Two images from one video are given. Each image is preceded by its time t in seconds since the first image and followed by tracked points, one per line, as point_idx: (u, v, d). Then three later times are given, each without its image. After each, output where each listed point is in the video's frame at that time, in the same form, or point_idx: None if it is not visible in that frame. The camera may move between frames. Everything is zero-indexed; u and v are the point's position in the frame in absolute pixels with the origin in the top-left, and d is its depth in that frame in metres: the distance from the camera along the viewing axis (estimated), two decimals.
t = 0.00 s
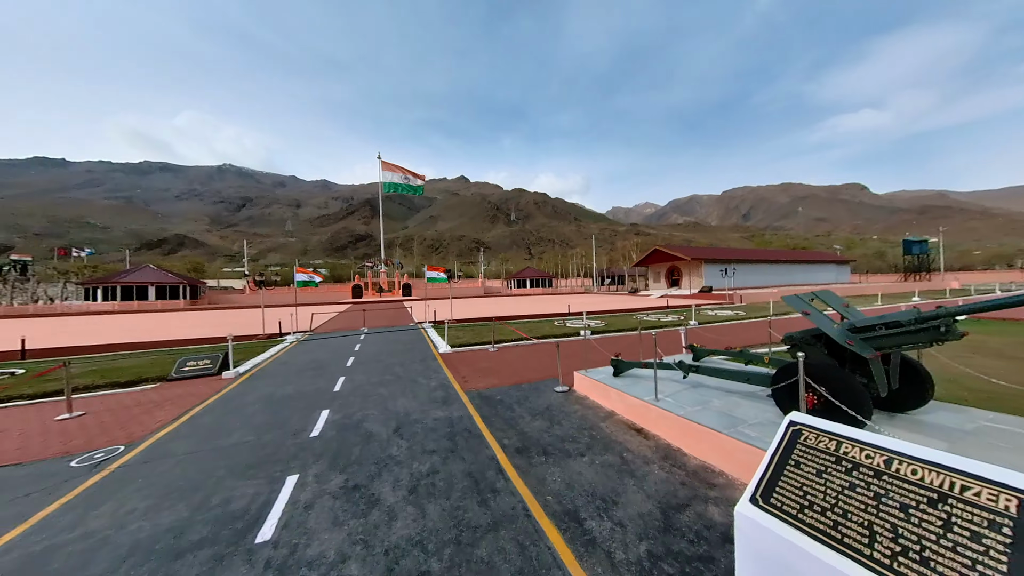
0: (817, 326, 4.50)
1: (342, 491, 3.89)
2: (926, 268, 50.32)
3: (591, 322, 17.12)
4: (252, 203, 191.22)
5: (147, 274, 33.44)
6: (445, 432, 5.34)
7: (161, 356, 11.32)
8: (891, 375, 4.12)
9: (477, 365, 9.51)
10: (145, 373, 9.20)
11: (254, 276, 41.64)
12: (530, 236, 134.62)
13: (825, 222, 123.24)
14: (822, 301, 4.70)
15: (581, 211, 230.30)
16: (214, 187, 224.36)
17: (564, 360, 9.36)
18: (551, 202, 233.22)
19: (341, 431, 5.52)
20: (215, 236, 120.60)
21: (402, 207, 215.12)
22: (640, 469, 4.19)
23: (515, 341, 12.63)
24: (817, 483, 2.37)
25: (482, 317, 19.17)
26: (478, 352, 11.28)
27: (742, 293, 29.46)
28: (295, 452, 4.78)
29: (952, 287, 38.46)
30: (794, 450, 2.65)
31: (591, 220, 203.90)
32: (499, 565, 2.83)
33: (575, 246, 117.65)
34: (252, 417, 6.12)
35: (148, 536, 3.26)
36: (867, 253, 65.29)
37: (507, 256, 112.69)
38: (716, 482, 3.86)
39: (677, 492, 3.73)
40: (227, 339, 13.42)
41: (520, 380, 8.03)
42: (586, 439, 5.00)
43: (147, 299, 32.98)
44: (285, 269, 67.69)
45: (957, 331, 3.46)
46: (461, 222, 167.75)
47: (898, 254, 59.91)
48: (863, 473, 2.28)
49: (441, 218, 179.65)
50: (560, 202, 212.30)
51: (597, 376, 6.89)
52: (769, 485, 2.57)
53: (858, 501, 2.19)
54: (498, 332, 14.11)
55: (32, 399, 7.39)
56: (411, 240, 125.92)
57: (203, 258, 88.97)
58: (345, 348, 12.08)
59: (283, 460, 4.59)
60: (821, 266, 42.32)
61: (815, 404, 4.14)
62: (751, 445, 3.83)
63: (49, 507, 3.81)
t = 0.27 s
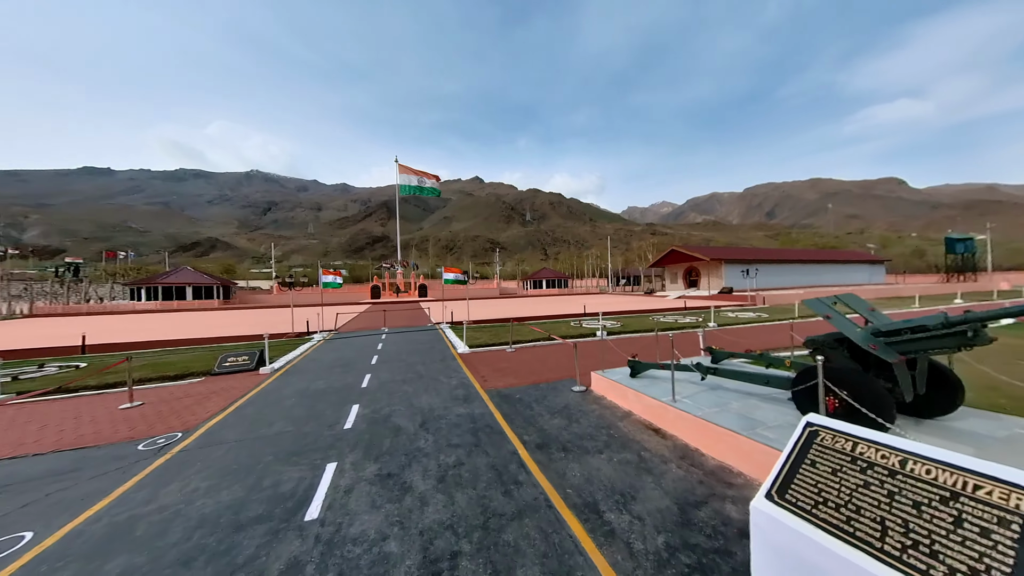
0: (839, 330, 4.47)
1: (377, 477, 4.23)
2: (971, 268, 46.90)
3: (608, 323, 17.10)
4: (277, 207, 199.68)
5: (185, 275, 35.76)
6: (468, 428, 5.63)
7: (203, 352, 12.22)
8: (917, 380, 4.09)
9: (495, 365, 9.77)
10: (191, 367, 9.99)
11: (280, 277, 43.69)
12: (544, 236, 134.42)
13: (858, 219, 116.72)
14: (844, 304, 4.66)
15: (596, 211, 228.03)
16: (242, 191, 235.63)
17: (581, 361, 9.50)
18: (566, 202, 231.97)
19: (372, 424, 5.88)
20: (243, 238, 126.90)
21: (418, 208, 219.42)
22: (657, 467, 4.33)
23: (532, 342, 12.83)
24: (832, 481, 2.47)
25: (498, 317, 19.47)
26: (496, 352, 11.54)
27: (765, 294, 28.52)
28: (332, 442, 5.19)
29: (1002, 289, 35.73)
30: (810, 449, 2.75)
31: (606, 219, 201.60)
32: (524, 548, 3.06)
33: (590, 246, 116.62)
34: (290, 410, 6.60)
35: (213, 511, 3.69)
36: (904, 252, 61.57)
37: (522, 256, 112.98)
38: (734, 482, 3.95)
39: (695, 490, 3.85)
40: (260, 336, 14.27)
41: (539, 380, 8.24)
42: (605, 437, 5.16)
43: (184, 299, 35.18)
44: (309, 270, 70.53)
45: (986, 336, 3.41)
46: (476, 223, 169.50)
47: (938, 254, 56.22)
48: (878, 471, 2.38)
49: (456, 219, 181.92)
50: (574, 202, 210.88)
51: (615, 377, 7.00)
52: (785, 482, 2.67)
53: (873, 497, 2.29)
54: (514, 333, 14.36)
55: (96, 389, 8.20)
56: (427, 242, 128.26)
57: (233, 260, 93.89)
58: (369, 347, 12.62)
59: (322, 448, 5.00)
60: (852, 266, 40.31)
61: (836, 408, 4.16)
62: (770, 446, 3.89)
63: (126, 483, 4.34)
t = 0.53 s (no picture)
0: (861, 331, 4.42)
1: (404, 465, 4.51)
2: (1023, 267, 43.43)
3: (624, 325, 17.01)
4: (300, 210, 207.50)
5: (218, 276, 37.94)
6: (487, 422, 5.86)
7: (237, 348, 13.04)
8: (945, 382, 4.00)
9: (512, 364, 9.99)
10: (228, 362, 10.72)
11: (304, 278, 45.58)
12: (558, 236, 133.79)
13: (894, 216, 109.77)
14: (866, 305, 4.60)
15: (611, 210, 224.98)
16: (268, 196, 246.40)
17: (597, 361, 9.58)
18: (580, 202, 229.97)
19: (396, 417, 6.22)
20: (269, 240, 132.85)
21: (434, 210, 223.06)
22: (673, 464, 4.42)
23: (548, 342, 12.96)
24: (846, 477, 2.53)
25: (514, 318, 19.68)
26: (512, 352, 11.76)
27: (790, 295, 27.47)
28: (361, 433, 5.54)
29: None
30: (826, 446, 2.81)
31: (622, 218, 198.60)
32: (543, 534, 3.24)
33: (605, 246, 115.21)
34: (320, 403, 7.05)
35: (259, 490, 4.07)
36: (945, 250, 57.64)
37: (536, 256, 112.91)
38: (751, 479, 3.99)
39: (711, 486, 3.92)
40: (288, 334, 15.05)
41: (555, 379, 8.39)
42: (621, 434, 5.27)
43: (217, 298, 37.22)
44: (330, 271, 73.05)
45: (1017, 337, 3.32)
46: (490, 223, 170.56)
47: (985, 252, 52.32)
48: (893, 468, 2.42)
49: (471, 220, 183.66)
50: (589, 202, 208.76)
51: (630, 376, 7.07)
52: (799, 477, 2.75)
53: (887, 492, 2.33)
54: (530, 333, 14.54)
55: (147, 380, 8.97)
56: (442, 243, 130.21)
57: (259, 261, 98.41)
58: (389, 345, 13.09)
59: (352, 438, 5.35)
60: (885, 266, 38.17)
61: (857, 409, 4.14)
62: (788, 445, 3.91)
63: (181, 464, 4.81)
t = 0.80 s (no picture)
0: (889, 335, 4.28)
1: (423, 459, 4.74)
2: None
3: (639, 326, 16.82)
4: (321, 212, 214.63)
5: (246, 276, 39.95)
6: (502, 421, 6.02)
7: (265, 345, 13.75)
8: (979, 390, 3.85)
9: (526, 364, 10.11)
10: (257, 358, 11.35)
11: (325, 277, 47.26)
12: (573, 236, 132.68)
13: (937, 212, 102.32)
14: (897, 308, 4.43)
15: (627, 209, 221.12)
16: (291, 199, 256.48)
17: (611, 362, 9.57)
18: (596, 201, 227.18)
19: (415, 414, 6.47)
20: (292, 242, 138.32)
21: (449, 211, 225.92)
22: (687, 466, 4.44)
23: (562, 343, 13.01)
24: (864, 483, 2.52)
25: (528, 318, 19.78)
26: (526, 352, 11.89)
27: (817, 297, 26.26)
28: (382, 427, 5.83)
29: None
30: (842, 451, 2.81)
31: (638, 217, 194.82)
32: (557, 529, 3.36)
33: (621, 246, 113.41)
34: (344, 398, 7.41)
35: (291, 478, 4.38)
36: (993, 250, 53.52)
37: (550, 256, 112.47)
38: (767, 484, 3.96)
39: (725, 489, 3.92)
40: (311, 332, 15.72)
41: (569, 379, 8.46)
42: (634, 436, 5.30)
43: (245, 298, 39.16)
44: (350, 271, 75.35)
45: None
46: (505, 223, 171.13)
47: None
48: (912, 475, 2.41)
49: (485, 221, 184.90)
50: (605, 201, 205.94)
51: (645, 379, 7.07)
52: (814, 481, 2.76)
53: (904, 499, 2.33)
54: (544, 334, 14.62)
55: (185, 374, 9.64)
56: (457, 243, 131.74)
57: (284, 262, 102.65)
58: (407, 344, 13.48)
59: (374, 432, 5.64)
60: (924, 266, 35.85)
61: (883, 416, 4.01)
62: (806, 451, 3.86)
63: (220, 453, 5.22)
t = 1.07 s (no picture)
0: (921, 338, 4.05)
1: (441, 452, 4.92)
2: None
3: (656, 326, 16.56)
4: (341, 213, 221.27)
5: (272, 275, 41.84)
6: (517, 417, 6.14)
7: (290, 341, 14.43)
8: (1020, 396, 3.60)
9: (540, 363, 10.19)
10: (283, 353, 11.94)
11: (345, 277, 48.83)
12: (588, 235, 131.22)
13: (986, 206, 94.71)
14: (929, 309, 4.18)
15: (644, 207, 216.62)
16: (313, 201, 265.77)
17: (626, 362, 9.51)
18: (612, 200, 223.70)
19: (432, 409, 6.68)
20: (314, 242, 143.44)
21: (464, 211, 228.10)
22: (703, 466, 4.42)
23: (576, 342, 13.00)
24: (886, 485, 2.48)
25: (543, 317, 19.83)
26: (541, 351, 11.97)
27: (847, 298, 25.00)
28: (402, 421, 6.07)
29: None
30: (863, 454, 2.76)
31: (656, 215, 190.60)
32: (571, 522, 3.44)
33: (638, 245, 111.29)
34: (366, 392, 7.73)
35: (319, 466, 4.65)
36: None
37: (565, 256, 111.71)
38: (786, 487, 3.90)
39: (742, 490, 3.89)
40: (333, 330, 16.36)
41: (584, 379, 8.48)
42: (649, 435, 5.31)
43: (272, 296, 41.01)
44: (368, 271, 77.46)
45: None
46: (519, 222, 171.24)
47: None
48: (937, 479, 2.35)
49: (500, 220, 185.66)
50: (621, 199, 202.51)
51: (660, 379, 7.03)
52: (834, 482, 2.72)
53: (928, 502, 2.28)
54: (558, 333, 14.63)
55: (219, 368, 10.28)
56: (472, 243, 132.96)
57: (306, 262, 106.58)
58: (424, 342, 13.82)
59: (395, 425, 5.89)
60: (969, 265, 33.43)
61: (913, 421, 3.85)
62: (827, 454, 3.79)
63: (254, 440, 5.59)
